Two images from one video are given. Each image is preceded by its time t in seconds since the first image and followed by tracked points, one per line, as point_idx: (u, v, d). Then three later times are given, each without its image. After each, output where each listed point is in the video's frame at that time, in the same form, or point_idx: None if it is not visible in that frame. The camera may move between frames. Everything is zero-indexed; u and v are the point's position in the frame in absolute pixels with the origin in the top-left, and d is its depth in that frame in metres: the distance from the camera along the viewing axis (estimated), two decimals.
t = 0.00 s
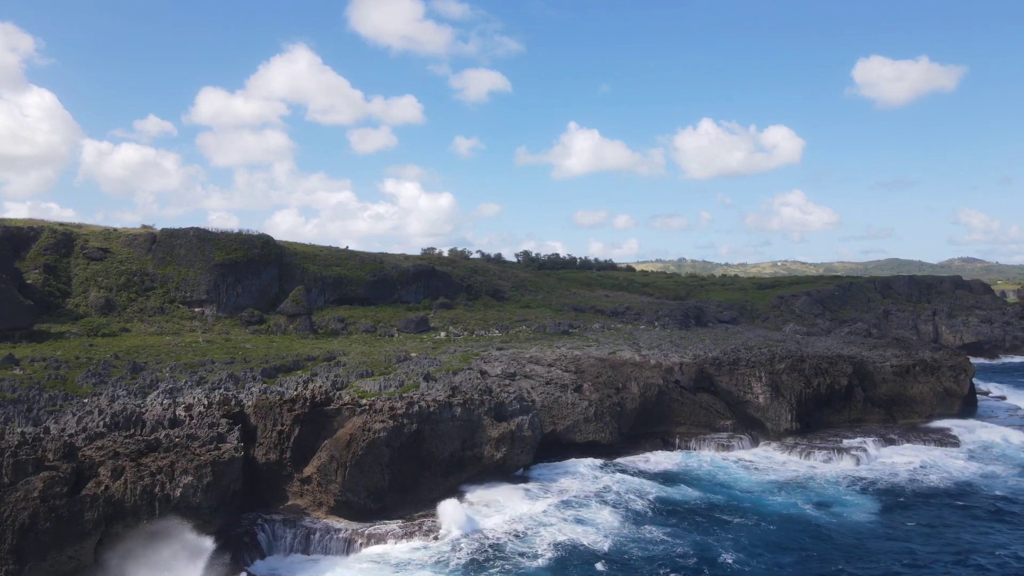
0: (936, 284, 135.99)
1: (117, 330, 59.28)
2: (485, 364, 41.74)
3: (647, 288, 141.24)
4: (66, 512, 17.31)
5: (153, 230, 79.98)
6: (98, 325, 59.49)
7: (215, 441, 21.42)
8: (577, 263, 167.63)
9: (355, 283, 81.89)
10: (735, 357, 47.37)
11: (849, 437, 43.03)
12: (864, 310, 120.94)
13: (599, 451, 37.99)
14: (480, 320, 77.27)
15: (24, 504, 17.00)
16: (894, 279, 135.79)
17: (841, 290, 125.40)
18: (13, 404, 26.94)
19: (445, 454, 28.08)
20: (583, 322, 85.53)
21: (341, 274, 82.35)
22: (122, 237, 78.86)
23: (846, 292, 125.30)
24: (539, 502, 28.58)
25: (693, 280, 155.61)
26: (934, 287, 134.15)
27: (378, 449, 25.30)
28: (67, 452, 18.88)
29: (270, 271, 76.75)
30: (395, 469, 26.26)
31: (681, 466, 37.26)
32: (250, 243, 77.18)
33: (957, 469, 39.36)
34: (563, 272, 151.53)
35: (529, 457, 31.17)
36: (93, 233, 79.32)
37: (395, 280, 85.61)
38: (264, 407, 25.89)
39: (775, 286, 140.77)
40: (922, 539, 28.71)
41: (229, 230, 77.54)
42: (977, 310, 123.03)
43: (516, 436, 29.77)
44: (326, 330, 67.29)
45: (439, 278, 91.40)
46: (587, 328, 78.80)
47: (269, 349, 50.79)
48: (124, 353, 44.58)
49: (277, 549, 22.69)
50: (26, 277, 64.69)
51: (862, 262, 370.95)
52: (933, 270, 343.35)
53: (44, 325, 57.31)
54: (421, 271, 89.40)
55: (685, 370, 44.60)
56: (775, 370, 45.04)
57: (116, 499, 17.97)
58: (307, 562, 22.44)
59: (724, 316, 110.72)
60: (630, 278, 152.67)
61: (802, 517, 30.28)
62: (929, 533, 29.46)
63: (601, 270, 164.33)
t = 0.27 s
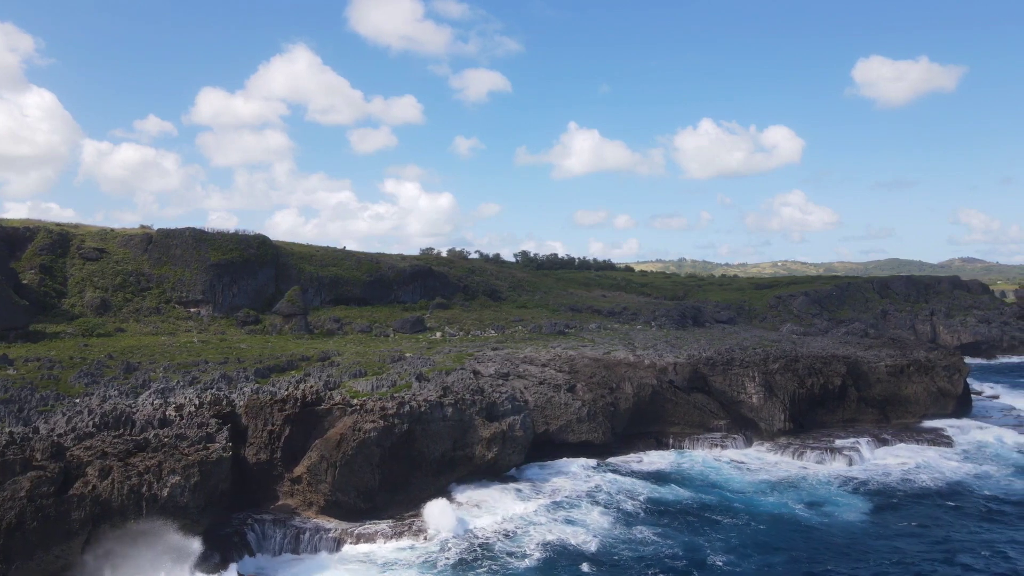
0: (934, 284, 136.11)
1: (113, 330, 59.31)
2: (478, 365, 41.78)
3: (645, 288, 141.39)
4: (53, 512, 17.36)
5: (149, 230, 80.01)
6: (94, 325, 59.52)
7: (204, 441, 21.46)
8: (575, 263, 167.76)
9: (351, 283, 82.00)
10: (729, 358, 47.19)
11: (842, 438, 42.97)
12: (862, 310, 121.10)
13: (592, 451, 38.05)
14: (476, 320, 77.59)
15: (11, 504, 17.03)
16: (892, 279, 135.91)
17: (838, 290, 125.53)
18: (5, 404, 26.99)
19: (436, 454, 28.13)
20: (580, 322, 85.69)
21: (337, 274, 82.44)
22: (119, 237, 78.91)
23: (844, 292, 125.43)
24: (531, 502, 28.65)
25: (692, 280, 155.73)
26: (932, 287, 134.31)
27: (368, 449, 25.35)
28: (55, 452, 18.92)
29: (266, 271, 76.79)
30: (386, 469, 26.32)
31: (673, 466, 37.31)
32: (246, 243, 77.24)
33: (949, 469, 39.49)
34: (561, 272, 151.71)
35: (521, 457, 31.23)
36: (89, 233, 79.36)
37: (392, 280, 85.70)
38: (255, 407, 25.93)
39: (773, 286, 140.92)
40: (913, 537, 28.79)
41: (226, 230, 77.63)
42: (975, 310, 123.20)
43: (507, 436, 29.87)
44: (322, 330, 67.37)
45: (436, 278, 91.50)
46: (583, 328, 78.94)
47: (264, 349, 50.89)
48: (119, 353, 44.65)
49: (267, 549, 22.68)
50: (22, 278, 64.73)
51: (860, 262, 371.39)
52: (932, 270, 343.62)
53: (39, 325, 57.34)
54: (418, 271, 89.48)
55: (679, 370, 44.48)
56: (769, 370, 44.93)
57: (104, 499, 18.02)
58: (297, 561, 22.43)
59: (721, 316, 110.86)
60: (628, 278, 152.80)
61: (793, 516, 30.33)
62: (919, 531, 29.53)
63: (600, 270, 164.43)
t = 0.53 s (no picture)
0: (932, 284, 136.20)
1: (108, 330, 59.28)
2: (471, 364, 41.85)
3: (643, 288, 141.49)
4: (40, 512, 17.39)
5: (146, 230, 80.02)
6: (89, 325, 59.49)
7: (193, 440, 21.49)
8: (574, 263, 167.82)
9: (348, 283, 82.06)
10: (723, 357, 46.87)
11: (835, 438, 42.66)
12: (860, 310, 121.20)
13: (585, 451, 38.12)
14: (472, 320, 77.94)
15: None
16: (890, 279, 135.97)
17: (836, 290, 125.62)
18: None
19: (427, 454, 28.19)
20: (576, 322, 85.82)
21: (334, 274, 82.50)
22: (115, 237, 78.88)
23: (841, 292, 125.54)
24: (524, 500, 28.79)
25: (690, 280, 155.85)
26: (930, 287, 134.41)
27: (359, 449, 25.41)
28: (42, 451, 18.94)
29: (262, 271, 76.79)
30: (376, 469, 26.38)
31: (666, 466, 37.32)
32: (242, 243, 77.26)
33: (941, 469, 39.56)
34: (559, 272, 151.84)
35: (512, 457, 31.30)
36: (85, 233, 79.33)
37: (388, 280, 85.76)
38: (245, 407, 25.95)
39: (770, 286, 141.03)
40: (900, 534, 28.97)
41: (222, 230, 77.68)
42: (973, 311, 123.30)
43: (499, 436, 29.95)
44: (317, 330, 67.43)
45: (433, 278, 91.56)
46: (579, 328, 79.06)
47: (259, 349, 50.97)
48: (113, 353, 44.66)
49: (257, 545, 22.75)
50: (18, 277, 64.71)
51: (859, 262, 371.61)
52: (930, 271, 343.83)
53: (35, 325, 57.31)
54: (415, 271, 89.57)
55: (674, 370, 43.93)
56: (762, 370, 44.82)
57: (91, 498, 18.05)
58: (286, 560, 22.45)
59: (718, 316, 110.96)
60: (625, 278, 152.87)
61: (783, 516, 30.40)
62: (909, 530, 29.60)
63: (598, 270, 164.46)
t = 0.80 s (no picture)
0: (930, 284, 136.37)
1: (103, 330, 59.27)
2: (464, 365, 41.97)
3: (641, 288, 141.59)
4: (25, 512, 17.45)
5: (142, 230, 80.04)
6: (83, 325, 59.46)
7: (180, 440, 21.52)
8: (572, 263, 167.85)
9: (343, 284, 82.18)
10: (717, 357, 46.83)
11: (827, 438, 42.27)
12: (857, 310, 121.38)
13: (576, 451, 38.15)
14: (467, 320, 78.23)
15: None
16: (888, 279, 136.08)
17: (834, 290, 125.75)
18: None
19: (416, 454, 28.25)
20: (572, 322, 85.99)
21: (329, 274, 82.58)
22: (111, 237, 78.89)
23: (838, 292, 125.64)
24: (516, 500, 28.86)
25: (688, 280, 156.01)
26: (927, 287, 134.55)
27: (347, 449, 25.47)
28: (28, 451, 18.98)
29: (258, 271, 76.82)
30: (365, 468, 26.42)
31: (657, 466, 37.34)
32: (238, 243, 77.30)
33: (933, 469, 39.62)
34: (557, 271, 152.00)
35: (502, 457, 31.37)
36: (81, 233, 79.33)
37: (384, 281, 85.91)
38: (234, 406, 25.97)
39: (768, 286, 141.23)
40: (890, 533, 28.98)
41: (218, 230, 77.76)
42: (970, 310, 123.44)
43: (488, 436, 30.04)
44: (312, 330, 67.43)
45: (429, 278, 91.69)
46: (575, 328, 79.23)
47: (253, 349, 51.12)
48: (106, 354, 44.68)
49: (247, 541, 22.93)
50: (13, 278, 64.71)
51: (857, 262, 371.86)
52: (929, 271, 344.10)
53: (29, 325, 57.30)
54: (411, 272, 89.69)
55: (666, 371, 44.47)
56: (755, 370, 44.47)
57: (75, 498, 18.10)
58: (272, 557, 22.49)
59: (715, 316, 111.09)
60: (623, 278, 153.03)
61: (772, 515, 30.48)
62: (899, 528, 29.61)
63: (596, 270, 164.57)
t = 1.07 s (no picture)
0: (929, 284, 136.39)
1: (99, 330, 59.30)
2: (458, 365, 42.13)
3: (640, 288, 141.71)
4: (13, 512, 17.53)
5: (140, 231, 80.14)
6: (80, 325, 59.49)
7: (170, 439, 21.59)
8: (571, 263, 167.97)
9: (341, 284, 82.33)
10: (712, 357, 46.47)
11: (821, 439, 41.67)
12: (856, 310, 121.43)
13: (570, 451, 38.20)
14: (464, 320, 78.57)
15: None
16: (887, 279, 136.05)
17: (833, 290, 125.76)
18: None
19: (409, 454, 28.28)
20: (569, 322, 86.15)
21: (326, 275, 82.72)
22: (108, 238, 78.96)
23: (838, 292, 125.67)
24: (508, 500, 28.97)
25: (687, 281, 156.06)
26: (927, 287, 134.55)
27: (338, 449, 25.55)
28: (17, 451, 19.07)
29: (255, 271, 76.86)
30: (356, 468, 26.45)
31: (650, 466, 37.35)
32: (235, 244, 77.40)
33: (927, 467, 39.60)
34: (556, 272, 152.14)
35: (495, 457, 31.43)
36: (79, 234, 79.38)
37: (382, 281, 86.11)
38: (226, 406, 26.00)
39: (767, 286, 141.33)
40: (881, 530, 28.93)
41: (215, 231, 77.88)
42: (970, 311, 123.42)
43: (481, 436, 30.14)
44: (309, 330, 67.74)
45: (427, 279, 91.80)
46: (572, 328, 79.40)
47: (248, 349, 51.36)
48: (102, 354, 44.73)
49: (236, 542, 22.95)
50: (10, 278, 64.76)
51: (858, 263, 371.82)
52: (929, 271, 343.99)
53: (26, 325, 57.31)
54: (409, 272, 89.82)
55: (661, 370, 44.18)
56: (749, 370, 44.11)
57: (64, 497, 18.17)
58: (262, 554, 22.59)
59: (714, 316, 111.16)
60: (622, 278, 153.17)
61: (764, 514, 30.49)
62: (891, 525, 29.55)
63: (596, 270, 164.66)
